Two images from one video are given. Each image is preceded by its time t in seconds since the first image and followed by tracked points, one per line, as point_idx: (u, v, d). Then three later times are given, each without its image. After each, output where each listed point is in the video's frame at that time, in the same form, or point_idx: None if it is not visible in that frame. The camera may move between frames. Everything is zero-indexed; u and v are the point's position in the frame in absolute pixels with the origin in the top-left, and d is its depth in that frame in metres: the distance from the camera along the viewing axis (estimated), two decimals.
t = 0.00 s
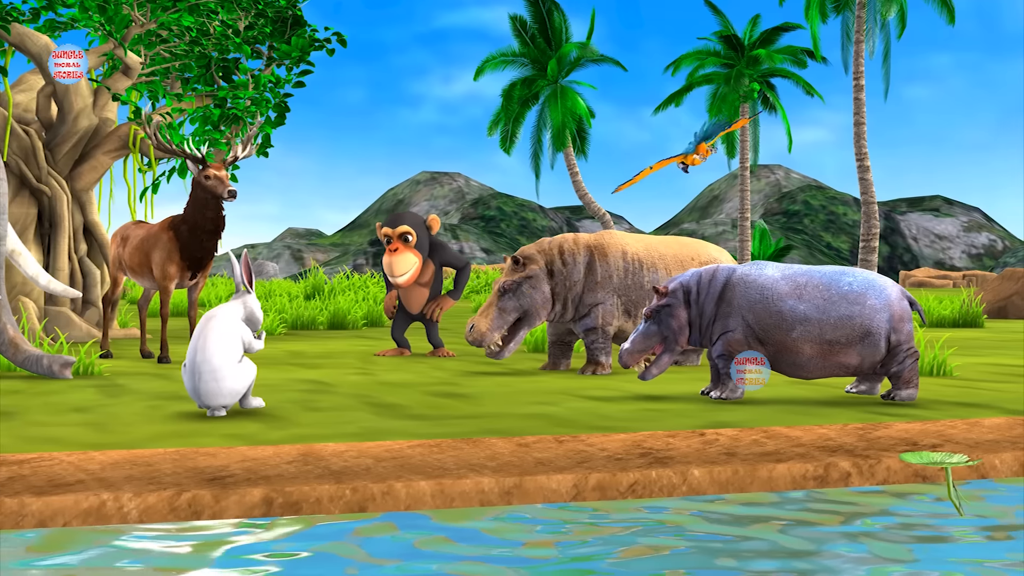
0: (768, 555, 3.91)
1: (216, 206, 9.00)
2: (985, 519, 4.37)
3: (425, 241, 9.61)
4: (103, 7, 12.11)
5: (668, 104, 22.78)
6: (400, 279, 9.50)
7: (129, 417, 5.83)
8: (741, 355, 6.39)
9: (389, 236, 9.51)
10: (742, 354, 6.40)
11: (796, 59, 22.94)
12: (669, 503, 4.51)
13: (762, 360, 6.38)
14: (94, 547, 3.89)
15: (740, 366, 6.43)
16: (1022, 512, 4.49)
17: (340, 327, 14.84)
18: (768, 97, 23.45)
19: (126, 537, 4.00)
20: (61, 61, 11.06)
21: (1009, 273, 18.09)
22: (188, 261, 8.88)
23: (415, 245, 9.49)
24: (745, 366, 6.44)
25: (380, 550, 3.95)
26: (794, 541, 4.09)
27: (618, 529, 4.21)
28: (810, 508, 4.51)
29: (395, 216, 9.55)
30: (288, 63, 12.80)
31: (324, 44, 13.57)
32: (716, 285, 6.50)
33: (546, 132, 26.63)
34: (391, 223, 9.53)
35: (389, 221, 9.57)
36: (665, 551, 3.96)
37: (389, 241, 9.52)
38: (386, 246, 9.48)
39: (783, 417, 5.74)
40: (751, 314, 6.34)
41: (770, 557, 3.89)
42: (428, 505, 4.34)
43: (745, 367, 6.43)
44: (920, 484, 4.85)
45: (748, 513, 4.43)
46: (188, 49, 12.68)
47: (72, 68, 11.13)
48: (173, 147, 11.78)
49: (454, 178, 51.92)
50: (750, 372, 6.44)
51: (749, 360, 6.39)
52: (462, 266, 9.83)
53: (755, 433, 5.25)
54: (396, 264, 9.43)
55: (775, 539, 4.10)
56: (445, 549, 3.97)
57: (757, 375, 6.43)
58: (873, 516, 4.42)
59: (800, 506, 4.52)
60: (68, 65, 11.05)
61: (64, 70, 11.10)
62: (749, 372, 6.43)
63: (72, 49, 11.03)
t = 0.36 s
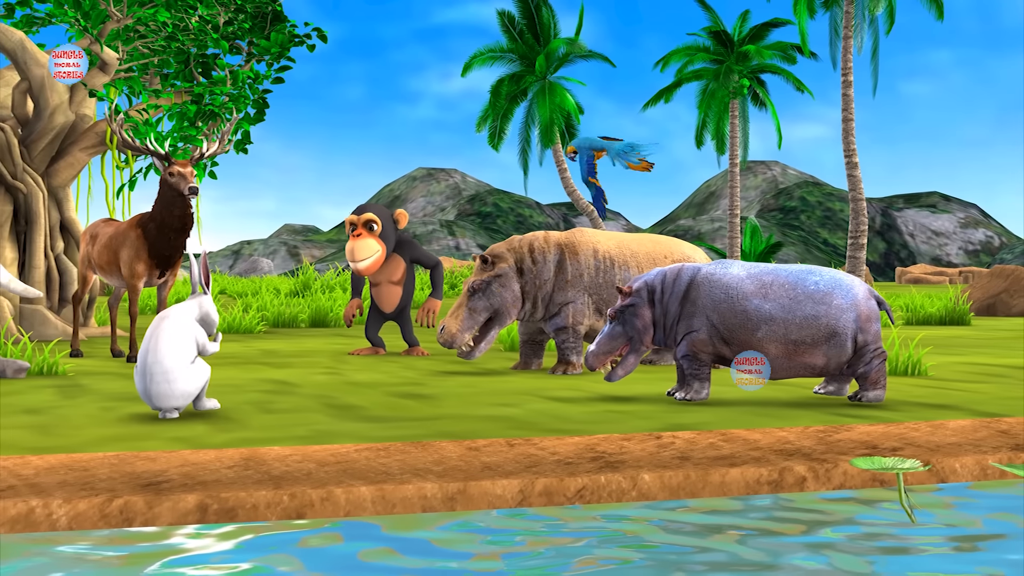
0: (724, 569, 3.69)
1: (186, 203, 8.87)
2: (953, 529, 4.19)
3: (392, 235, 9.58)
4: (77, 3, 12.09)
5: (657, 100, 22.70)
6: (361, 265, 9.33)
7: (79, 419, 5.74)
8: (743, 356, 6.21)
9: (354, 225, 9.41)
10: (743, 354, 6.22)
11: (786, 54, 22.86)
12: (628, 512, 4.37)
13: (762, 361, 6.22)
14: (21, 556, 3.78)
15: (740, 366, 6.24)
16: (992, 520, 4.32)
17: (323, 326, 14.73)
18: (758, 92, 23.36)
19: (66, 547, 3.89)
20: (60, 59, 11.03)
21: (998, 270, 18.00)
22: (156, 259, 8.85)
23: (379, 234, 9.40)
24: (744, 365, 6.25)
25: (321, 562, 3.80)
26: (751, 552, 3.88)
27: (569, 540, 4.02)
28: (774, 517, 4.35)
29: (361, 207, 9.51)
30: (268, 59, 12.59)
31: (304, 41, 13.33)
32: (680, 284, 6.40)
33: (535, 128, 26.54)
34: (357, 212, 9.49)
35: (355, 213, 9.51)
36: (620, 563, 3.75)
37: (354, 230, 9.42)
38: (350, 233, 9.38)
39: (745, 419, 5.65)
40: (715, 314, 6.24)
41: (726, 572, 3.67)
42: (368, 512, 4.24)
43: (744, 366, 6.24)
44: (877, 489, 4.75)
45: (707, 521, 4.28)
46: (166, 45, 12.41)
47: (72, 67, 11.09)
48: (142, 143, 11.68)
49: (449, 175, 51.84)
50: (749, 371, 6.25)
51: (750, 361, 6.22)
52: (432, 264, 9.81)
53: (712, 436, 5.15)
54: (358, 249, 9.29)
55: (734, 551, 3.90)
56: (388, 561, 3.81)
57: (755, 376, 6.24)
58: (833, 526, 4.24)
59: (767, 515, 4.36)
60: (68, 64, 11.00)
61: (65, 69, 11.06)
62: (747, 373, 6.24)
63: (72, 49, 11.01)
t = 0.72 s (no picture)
0: None
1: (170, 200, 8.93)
2: (948, 535, 4.05)
3: (377, 236, 9.59)
4: None
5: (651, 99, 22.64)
6: (349, 271, 9.35)
7: (55, 420, 5.69)
8: (742, 355, 6.13)
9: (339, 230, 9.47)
10: (743, 353, 6.13)
11: (782, 53, 22.82)
12: (609, 518, 4.29)
13: (762, 361, 6.13)
14: None
15: (740, 367, 6.16)
16: (987, 525, 4.19)
17: (314, 326, 14.70)
18: (754, 91, 23.33)
19: (39, 554, 3.81)
20: (61, 59, 11.03)
21: (993, 269, 17.95)
22: (141, 258, 8.84)
23: (365, 237, 9.43)
24: (744, 365, 6.15)
25: (295, 569, 3.66)
26: (738, 559, 3.71)
27: (552, 547, 3.89)
28: (762, 523, 4.23)
29: (345, 211, 9.55)
30: (258, 57, 12.56)
31: (295, 37, 13.34)
32: (663, 284, 6.35)
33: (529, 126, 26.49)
34: (342, 216, 9.52)
35: (339, 218, 9.55)
36: (604, 570, 3.60)
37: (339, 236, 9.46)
38: (335, 238, 9.39)
39: (725, 420, 5.60)
40: (698, 314, 6.19)
41: None
42: (338, 515, 4.19)
43: (744, 366, 6.15)
44: (856, 491, 4.70)
45: (688, 527, 4.15)
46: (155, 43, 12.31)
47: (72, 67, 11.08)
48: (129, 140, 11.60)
49: (447, 173, 51.77)
50: (748, 371, 6.16)
51: (750, 361, 6.13)
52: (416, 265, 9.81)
53: (690, 438, 5.11)
54: (345, 254, 9.31)
55: (722, 556, 3.74)
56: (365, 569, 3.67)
57: (755, 376, 6.15)
58: (821, 533, 4.07)
59: (756, 522, 4.24)
60: (69, 65, 11.00)
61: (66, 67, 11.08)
62: (747, 373, 6.15)
63: (71, 48, 10.99)
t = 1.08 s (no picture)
0: None
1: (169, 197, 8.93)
2: (964, 537, 3.98)
3: (381, 240, 9.62)
4: None
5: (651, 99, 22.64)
6: (354, 279, 9.41)
7: (53, 420, 5.69)
8: (743, 355, 6.12)
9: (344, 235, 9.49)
10: (743, 353, 6.12)
11: (782, 53, 22.81)
12: (618, 519, 4.26)
13: (763, 360, 6.12)
14: None
15: (741, 368, 6.14)
16: (1002, 528, 4.13)
17: (314, 325, 14.70)
18: (753, 91, 23.32)
19: (43, 558, 3.77)
20: (61, 59, 11.01)
21: (992, 269, 17.94)
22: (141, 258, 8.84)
23: (370, 244, 9.47)
24: (744, 365, 6.14)
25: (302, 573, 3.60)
26: (752, 564, 3.64)
27: (562, 550, 3.83)
28: (772, 525, 4.16)
29: (351, 215, 9.56)
30: (258, 57, 12.50)
31: (294, 37, 13.32)
32: (663, 284, 6.34)
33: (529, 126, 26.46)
34: (348, 220, 9.53)
35: (345, 221, 9.56)
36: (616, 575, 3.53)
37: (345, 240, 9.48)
38: (341, 243, 9.42)
39: (724, 420, 5.60)
40: (697, 314, 6.18)
41: None
42: (336, 515, 4.18)
43: (744, 366, 6.13)
44: (854, 491, 4.70)
45: (691, 530, 4.08)
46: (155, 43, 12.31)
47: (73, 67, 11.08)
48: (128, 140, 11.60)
49: (448, 174, 51.73)
50: (749, 371, 6.14)
51: (751, 360, 6.12)
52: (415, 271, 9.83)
53: (688, 438, 5.11)
54: (351, 262, 9.35)
55: (735, 560, 3.68)
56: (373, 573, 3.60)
57: (756, 376, 6.13)
58: (831, 536, 3.98)
59: (765, 524, 4.17)
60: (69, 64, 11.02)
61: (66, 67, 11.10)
62: (748, 373, 6.12)
63: (72, 49, 10.99)
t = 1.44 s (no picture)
0: None
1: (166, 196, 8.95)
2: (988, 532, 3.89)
3: (389, 239, 9.65)
4: None
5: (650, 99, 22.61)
6: (359, 274, 9.41)
7: (51, 420, 5.67)
8: (742, 355, 6.11)
9: (355, 230, 9.52)
10: (743, 353, 6.12)
11: (781, 52, 22.78)
12: (632, 522, 4.15)
13: (763, 360, 6.12)
14: None
15: (740, 368, 6.14)
16: None
17: (313, 325, 14.69)
18: (753, 90, 23.30)
19: (48, 561, 3.72)
20: (60, 59, 11.02)
21: (992, 269, 17.92)
22: (138, 257, 8.84)
23: (380, 242, 9.52)
24: (744, 365, 6.14)
25: None
26: (768, 564, 3.53)
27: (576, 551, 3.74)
28: (789, 528, 3.98)
29: (363, 211, 9.60)
30: (257, 57, 12.47)
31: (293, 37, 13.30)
32: (664, 284, 6.33)
33: (528, 126, 26.43)
34: (361, 215, 9.57)
35: (356, 216, 9.59)
36: None
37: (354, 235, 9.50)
38: (351, 238, 9.45)
39: (724, 420, 5.59)
40: (698, 314, 6.17)
41: None
42: (335, 515, 4.17)
43: (744, 366, 6.13)
44: (855, 491, 4.69)
45: (701, 534, 3.91)
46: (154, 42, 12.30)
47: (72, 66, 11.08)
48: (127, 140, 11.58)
49: (447, 173, 51.72)
50: (748, 371, 6.14)
51: (750, 360, 6.11)
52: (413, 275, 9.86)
53: (687, 438, 5.10)
54: (358, 257, 9.38)
55: (753, 559, 3.57)
56: None
57: (755, 376, 6.12)
58: (850, 540, 3.79)
59: (781, 527, 3.99)
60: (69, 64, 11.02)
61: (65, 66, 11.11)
62: (747, 373, 6.12)
63: (72, 48, 10.97)
